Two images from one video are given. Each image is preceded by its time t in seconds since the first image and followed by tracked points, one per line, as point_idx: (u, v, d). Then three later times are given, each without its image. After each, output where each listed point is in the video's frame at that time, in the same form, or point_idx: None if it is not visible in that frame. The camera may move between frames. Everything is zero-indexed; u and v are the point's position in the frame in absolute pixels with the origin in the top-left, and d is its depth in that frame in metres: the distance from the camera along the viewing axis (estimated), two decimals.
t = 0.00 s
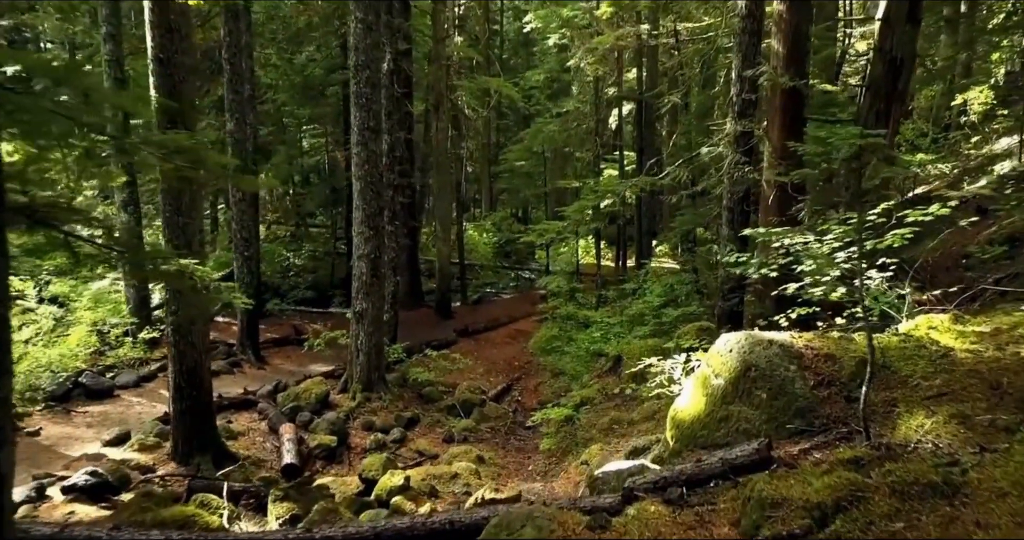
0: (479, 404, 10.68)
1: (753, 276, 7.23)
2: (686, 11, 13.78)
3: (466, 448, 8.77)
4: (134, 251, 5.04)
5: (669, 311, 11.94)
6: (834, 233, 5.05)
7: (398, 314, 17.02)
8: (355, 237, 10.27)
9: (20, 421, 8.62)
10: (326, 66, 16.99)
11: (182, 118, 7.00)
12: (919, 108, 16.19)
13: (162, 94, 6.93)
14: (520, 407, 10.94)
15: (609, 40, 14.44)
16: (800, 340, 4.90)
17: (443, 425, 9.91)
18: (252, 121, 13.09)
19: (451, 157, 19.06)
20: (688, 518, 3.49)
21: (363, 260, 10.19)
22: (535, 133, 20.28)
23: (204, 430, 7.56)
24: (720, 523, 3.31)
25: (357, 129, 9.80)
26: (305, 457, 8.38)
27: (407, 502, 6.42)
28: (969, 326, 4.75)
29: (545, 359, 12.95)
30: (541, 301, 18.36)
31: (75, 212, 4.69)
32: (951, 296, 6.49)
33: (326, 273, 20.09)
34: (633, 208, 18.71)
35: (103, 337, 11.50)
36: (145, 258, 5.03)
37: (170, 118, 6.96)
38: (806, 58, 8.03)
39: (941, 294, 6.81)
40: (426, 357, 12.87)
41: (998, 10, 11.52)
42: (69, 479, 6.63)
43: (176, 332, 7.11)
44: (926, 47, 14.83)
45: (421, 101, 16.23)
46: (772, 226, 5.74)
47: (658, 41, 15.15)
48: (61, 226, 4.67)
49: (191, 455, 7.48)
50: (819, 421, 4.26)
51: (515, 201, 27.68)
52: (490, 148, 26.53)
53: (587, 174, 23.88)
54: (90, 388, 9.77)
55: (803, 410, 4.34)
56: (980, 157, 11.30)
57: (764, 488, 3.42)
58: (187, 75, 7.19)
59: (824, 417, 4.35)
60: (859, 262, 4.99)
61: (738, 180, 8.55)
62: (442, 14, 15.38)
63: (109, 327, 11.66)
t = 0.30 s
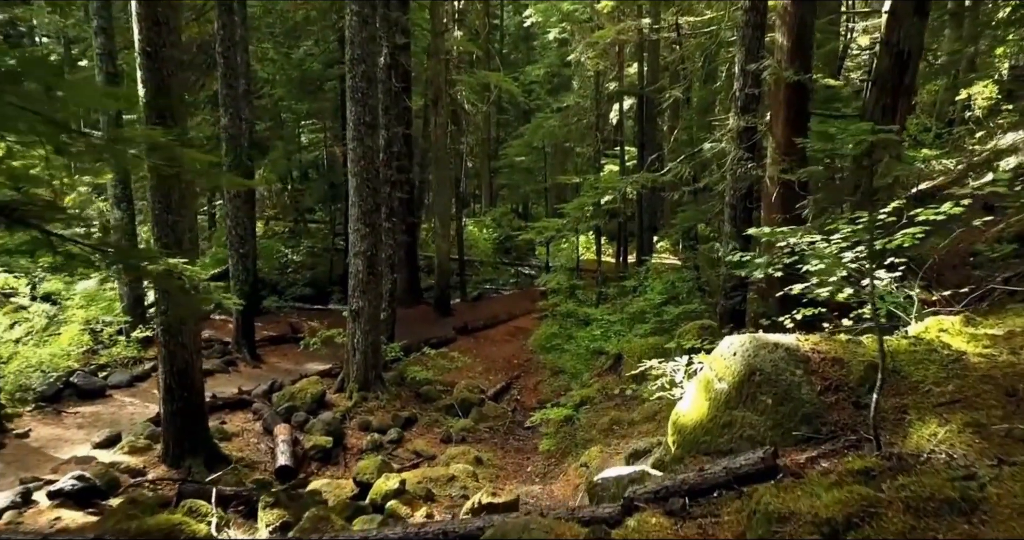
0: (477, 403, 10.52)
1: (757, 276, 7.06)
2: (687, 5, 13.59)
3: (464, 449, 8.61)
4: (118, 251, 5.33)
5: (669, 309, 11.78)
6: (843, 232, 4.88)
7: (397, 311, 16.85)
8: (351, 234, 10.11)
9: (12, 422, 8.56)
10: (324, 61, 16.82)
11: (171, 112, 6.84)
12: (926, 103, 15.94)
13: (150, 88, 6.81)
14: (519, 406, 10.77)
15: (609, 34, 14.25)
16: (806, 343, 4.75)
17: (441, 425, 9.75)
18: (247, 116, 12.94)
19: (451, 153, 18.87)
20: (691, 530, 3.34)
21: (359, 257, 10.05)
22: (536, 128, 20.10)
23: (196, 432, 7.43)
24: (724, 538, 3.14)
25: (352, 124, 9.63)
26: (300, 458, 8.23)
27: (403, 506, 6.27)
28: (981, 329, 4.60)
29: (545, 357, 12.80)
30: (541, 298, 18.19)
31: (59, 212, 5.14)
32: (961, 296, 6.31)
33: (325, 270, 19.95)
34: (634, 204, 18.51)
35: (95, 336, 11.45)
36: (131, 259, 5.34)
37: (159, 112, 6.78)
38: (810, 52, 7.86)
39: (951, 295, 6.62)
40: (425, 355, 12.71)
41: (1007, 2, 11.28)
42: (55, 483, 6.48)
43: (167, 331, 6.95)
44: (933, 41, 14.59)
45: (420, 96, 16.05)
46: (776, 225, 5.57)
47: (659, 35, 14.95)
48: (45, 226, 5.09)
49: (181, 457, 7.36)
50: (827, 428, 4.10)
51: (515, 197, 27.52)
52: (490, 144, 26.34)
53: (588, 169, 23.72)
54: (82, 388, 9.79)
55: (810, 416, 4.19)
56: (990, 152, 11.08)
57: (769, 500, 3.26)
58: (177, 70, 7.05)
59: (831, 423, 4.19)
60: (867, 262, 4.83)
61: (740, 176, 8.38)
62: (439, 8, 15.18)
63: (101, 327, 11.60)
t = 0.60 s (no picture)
0: (476, 404, 10.31)
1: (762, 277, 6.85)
2: None
3: (461, 452, 8.38)
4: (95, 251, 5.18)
5: (673, 307, 11.57)
6: (853, 233, 4.68)
7: (395, 309, 16.64)
8: (346, 232, 9.90)
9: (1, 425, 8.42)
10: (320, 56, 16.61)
11: (157, 107, 6.68)
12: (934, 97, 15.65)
13: (135, 82, 6.62)
14: (518, 407, 10.57)
15: (610, 28, 14.02)
16: (816, 350, 4.55)
17: (438, 426, 9.56)
18: (242, 111, 12.75)
19: (450, 149, 18.65)
20: None
21: (355, 256, 9.85)
22: (536, 124, 19.90)
23: (185, 436, 7.25)
24: None
25: (347, 119, 9.42)
26: (293, 462, 8.05)
27: (396, 514, 6.05)
28: (1000, 336, 4.39)
29: (546, 356, 12.59)
30: (542, 295, 17.97)
31: (33, 212, 5.03)
32: (975, 298, 6.09)
33: (324, 267, 19.76)
34: (635, 200, 18.27)
35: (88, 337, 11.30)
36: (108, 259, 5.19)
37: (144, 106, 6.62)
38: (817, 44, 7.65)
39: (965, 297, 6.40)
40: (423, 355, 12.51)
41: None
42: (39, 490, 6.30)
43: (154, 333, 6.77)
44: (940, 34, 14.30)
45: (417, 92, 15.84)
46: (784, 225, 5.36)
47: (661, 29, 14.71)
48: (20, 226, 5.00)
49: (170, 462, 7.19)
50: (839, 441, 3.91)
51: (517, 193, 27.30)
52: (491, 139, 26.13)
53: (589, 165, 23.50)
54: (73, 389, 9.59)
55: (821, 428, 3.99)
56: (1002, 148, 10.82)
57: (777, 521, 3.08)
58: (162, 64, 6.87)
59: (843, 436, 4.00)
60: (880, 265, 4.63)
61: (744, 174, 7.95)
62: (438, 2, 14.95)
63: (94, 327, 11.44)
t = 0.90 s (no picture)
0: (474, 409, 10.11)
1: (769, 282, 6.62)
2: None
3: (458, 459, 8.17)
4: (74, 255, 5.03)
5: (675, 310, 11.34)
6: (867, 239, 4.44)
7: (393, 310, 16.44)
8: (341, 233, 9.68)
9: None
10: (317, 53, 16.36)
11: (145, 106, 6.46)
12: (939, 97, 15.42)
13: (122, 80, 6.39)
14: (517, 412, 10.36)
15: (611, 26, 13.78)
16: (827, 362, 4.34)
17: (436, 432, 9.35)
18: (236, 109, 12.51)
19: (450, 148, 18.40)
20: None
21: (350, 257, 9.63)
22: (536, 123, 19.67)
23: (173, 442, 7.02)
24: None
25: (342, 118, 9.20)
26: (286, 470, 7.83)
27: (389, 528, 5.86)
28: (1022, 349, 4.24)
29: (546, 359, 12.37)
30: (542, 296, 17.74)
31: (13, 214, 4.93)
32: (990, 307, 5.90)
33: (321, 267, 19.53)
34: (637, 200, 18.04)
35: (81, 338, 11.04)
36: (86, 265, 5.01)
37: (131, 106, 6.40)
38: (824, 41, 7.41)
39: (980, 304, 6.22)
40: (420, 358, 12.29)
41: None
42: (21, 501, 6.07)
43: (141, 337, 6.56)
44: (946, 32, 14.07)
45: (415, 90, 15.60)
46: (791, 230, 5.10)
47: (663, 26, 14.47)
48: None
49: (158, 470, 6.97)
50: (852, 461, 3.76)
51: (517, 192, 27.06)
52: (491, 138, 25.87)
53: (590, 164, 23.28)
54: (62, 393, 9.26)
55: (834, 446, 3.84)
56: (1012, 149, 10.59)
57: None
58: (151, 62, 6.65)
59: (857, 454, 3.83)
60: (893, 273, 4.41)
61: (750, 175, 7.70)
62: None
63: (87, 328, 11.16)
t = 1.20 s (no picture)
0: (471, 415, 9.92)
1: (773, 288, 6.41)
2: None
3: (454, 469, 7.96)
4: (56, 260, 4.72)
5: (676, 314, 11.13)
6: (879, 246, 4.24)
7: (390, 313, 16.24)
8: (335, 236, 9.48)
9: None
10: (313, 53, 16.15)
11: (130, 105, 6.27)
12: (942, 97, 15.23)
13: (106, 79, 6.19)
14: (515, 418, 10.16)
15: (611, 25, 13.58)
16: (837, 375, 4.15)
17: (432, 439, 9.17)
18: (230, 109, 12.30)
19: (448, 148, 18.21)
20: None
21: (344, 261, 9.43)
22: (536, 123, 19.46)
23: (160, 452, 6.83)
24: None
25: (336, 117, 9.00)
26: (277, 480, 7.62)
27: None
28: None
29: (544, 363, 12.17)
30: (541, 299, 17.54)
31: None
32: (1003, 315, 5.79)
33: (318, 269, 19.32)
34: (637, 201, 17.83)
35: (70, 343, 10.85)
36: (68, 270, 4.70)
37: (116, 105, 6.19)
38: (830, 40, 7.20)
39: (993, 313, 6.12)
40: (417, 362, 12.10)
41: None
42: None
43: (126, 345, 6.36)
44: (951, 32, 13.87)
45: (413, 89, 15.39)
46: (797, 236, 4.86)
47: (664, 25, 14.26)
48: None
49: (144, 481, 6.77)
50: (865, 481, 3.60)
51: (516, 193, 26.83)
52: (490, 138, 25.66)
53: (590, 165, 23.07)
54: (50, 400, 9.09)
55: (845, 465, 3.66)
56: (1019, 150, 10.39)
57: None
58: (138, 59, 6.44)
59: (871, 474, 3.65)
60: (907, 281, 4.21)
61: (754, 177, 7.43)
62: None
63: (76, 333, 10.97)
